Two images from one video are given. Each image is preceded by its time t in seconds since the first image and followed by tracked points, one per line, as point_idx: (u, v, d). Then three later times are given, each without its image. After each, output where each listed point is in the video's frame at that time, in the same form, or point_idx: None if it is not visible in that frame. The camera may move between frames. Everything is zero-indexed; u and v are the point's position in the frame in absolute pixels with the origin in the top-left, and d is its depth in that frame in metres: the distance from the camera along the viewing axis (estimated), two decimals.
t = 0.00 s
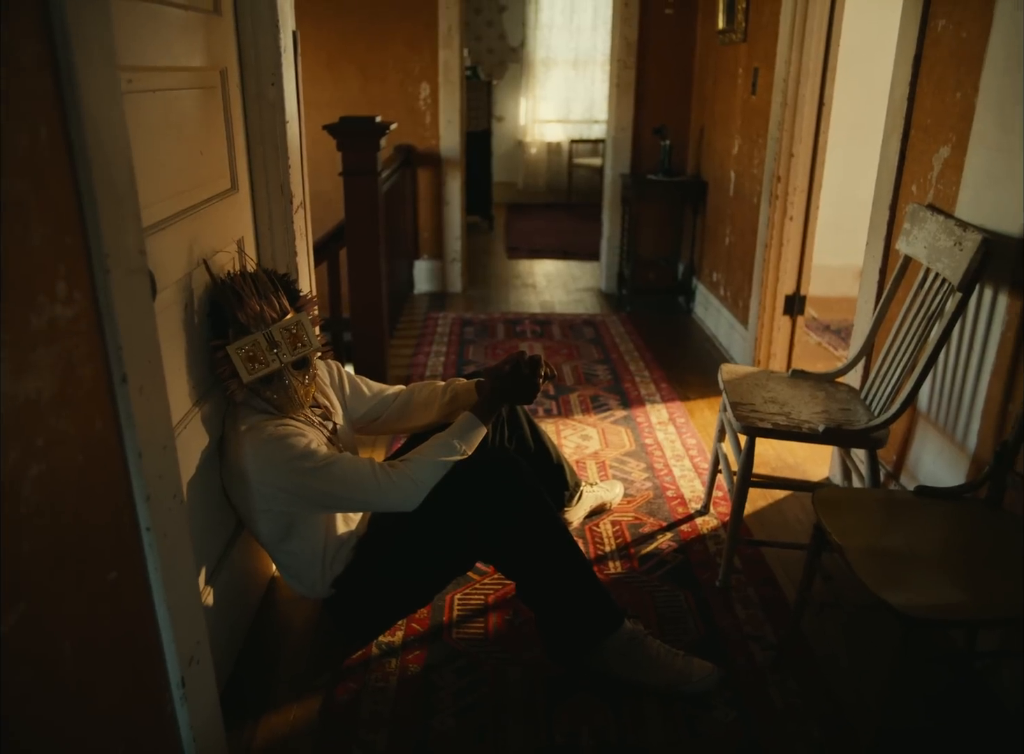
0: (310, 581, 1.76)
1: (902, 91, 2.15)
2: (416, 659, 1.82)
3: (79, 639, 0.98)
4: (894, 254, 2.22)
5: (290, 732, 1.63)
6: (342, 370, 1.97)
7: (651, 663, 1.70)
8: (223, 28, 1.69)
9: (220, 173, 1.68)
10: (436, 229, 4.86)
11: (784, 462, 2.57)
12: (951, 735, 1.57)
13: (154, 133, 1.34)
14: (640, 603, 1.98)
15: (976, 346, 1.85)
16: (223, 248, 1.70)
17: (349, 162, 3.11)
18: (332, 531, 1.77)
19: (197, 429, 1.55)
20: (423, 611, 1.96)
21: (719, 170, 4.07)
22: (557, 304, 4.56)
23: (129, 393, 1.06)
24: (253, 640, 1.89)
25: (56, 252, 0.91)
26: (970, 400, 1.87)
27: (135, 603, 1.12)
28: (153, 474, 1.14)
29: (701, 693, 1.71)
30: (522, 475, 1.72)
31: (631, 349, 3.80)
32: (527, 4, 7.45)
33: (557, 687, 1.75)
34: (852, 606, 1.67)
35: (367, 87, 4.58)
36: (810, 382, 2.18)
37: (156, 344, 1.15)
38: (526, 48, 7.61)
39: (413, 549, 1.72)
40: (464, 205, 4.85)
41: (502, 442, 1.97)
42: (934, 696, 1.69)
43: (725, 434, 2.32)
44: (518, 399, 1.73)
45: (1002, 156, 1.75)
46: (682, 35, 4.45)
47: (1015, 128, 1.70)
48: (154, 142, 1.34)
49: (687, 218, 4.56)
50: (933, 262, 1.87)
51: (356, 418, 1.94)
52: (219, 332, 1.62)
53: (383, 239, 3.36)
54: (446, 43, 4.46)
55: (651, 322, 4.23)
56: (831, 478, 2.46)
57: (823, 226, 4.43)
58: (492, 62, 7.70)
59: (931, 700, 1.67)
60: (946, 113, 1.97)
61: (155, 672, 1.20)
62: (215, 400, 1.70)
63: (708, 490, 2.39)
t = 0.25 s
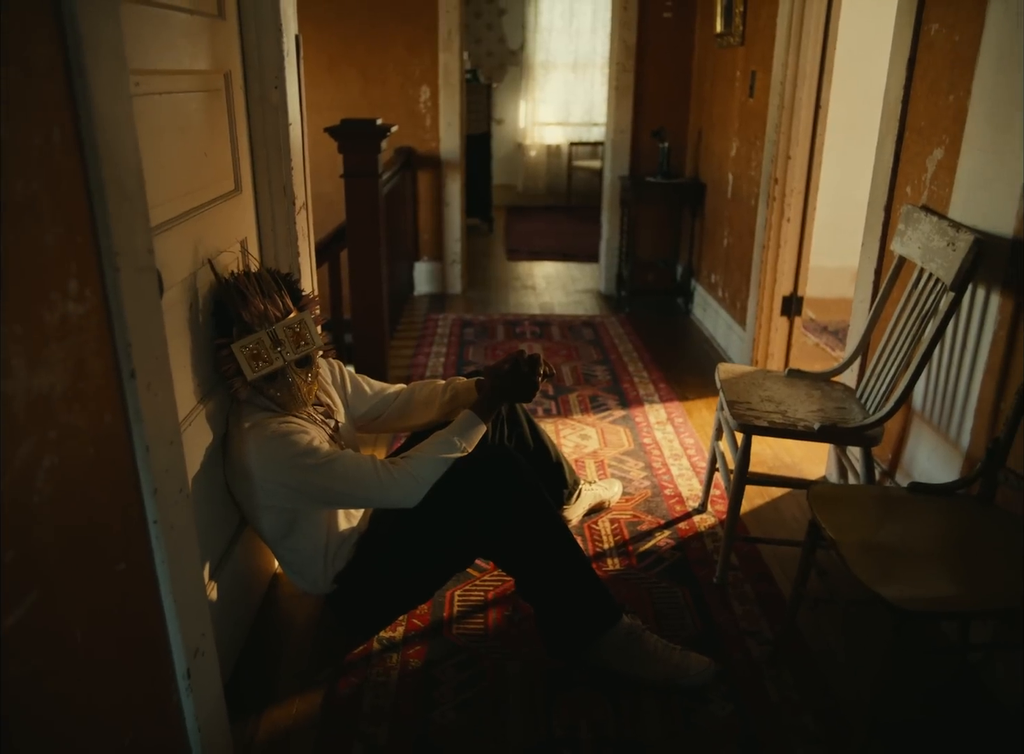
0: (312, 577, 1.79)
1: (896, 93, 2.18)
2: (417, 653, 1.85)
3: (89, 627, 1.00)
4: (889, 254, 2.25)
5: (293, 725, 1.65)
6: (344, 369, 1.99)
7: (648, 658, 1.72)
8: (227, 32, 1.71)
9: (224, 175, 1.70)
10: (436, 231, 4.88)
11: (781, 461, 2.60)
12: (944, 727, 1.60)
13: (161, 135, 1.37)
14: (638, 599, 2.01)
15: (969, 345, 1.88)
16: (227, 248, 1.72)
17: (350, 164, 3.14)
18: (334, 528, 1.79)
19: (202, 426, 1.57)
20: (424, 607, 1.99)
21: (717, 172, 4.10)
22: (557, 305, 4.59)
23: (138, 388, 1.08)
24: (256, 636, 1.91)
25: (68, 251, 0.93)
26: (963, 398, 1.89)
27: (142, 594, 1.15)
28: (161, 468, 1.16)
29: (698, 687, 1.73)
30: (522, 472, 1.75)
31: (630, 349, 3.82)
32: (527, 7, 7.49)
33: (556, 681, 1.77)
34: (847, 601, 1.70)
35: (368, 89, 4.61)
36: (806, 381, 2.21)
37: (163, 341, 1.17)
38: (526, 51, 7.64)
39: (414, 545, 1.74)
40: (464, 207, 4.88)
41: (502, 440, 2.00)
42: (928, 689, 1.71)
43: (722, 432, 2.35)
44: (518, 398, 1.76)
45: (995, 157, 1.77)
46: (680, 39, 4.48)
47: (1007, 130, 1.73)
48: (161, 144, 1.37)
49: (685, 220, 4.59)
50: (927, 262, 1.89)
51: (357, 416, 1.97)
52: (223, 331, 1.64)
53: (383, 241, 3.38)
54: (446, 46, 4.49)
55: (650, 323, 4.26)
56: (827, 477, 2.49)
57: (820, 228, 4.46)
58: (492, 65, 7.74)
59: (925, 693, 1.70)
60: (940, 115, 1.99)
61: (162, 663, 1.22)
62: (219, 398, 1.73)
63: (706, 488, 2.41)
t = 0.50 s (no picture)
0: (314, 573, 1.81)
1: (891, 97, 2.21)
2: (417, 649, 1.87)
3: (99, 616, 1.03)
4: (884, 256, 2.28)
5: (295, 718, 1.68)
6: (346, 369, 2.02)
7: (646, 653, 1.75)
8: (232, 37, 1.74)
9: (229, 177, 1.74)
10: (436, 233, 4.91)
11: (778, 460, 2.63)
12: (936, 720, 1.62)
13: (168, 138, 1.40)
14: (636, 596, 2.03)
15: (962, 344, 1.91)
16: (231, 249, 1.75)
17: (351, 167, 3.17)
18: (336, 524, 1.82)
19: (207, 423, 1.60)
20: (424, 604, 2.01)
21: (715, 175, 4.13)
22: (556, 307, 4.62)
23: (146, 385, 1.11)
24: (259, 632, 1.93)
25: (80, 250, 0.96)
26: (956, 397, 1.92)
27: (150, 586, 1.17)
28: (169, 463, 1.19)
29: (695, 682, 1.76)
30: (522, 470, 1.77)
31: (629, 351, 3.85)
32: (526, 11, 7.53)
33: (555, 676, 1.80)
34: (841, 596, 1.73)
35: (368, 93, 4.65)
36: (802, 381, 2.24)
37: (170, 340, 1.20)
38: (526, 55, 7.68)
39: (415, 542, 1.77)
40: (464, 210, 4.91)
41: (502, 439, 2.03)
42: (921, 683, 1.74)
43: (720, 432, 2.38)
44: (517, 397, 1.79)
45: (987, 159, 1.80)
46: (679, 43, 4.51)
47: (998, 133, 1.76)
48: (167, 146, 1.40)
49: (684, 223, 4.62)
50: (920, 263, 1.92)
51: (359, 415, 2.00)
52: (228, 330, 1.68)
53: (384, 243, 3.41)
54: (446, 50, 4.52)
55: (649, 325, 4.29)
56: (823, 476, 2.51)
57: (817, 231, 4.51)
58: (492, 69, 7.78)
59: (918, 687, 1.72)
60: (933, 119, 2.02)
61: (169, 654, 1.25)
62: (223, 396, 1.75)
63: (703, 487, 2.44)
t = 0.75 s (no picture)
0: (316, 569, 1.84)
1: (885, 100, 2.24)
2: (419, 643, 1.90)
3: (109, 605, 1.06)
4: (879, 257, 2.31)
5: (299, 711, 1.70)
6: (347, 369, 2.05)
7: (644, 647, 1.77)
8: (237, 41, 1.77)
9: (233, 179, 1.77)
10: (437, 236, 4.94)
11: (775, 460, 2.65)
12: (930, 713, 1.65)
13: (175, 140, 1.43)
14: (634, 592, 2.06)
15: (955, 344, 1.93)
16: (236, 250, 1.79)
17: (353, 170, 3.20)
18: (339, 521, 1.85)
19: (212, 421, 1.63)
20: (425, 600, 2.04)
21: (713, 178, 4.16)
22: (556, 309, 4.65)
23: (155, 380, 1.14)
24: (261, 627, 1.96)
25: (93, 249, 0.99)
26: (950, 395, 1.94)
27: (158, 577, 1.20)
28: (177, 458, 1.22)
29: (693, 676, 1.78)
30: (522, 469, 1.80)
31: (628, 353, 3.88)
32: (526, 15, 7.57)
33: (555, 670, 1.82)
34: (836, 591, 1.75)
35: (370, 96, 4.68)
36: (798, 380, 2.27)
37: (178, 337, 1.23)
38: (526, 59, 7.72)
39: (417, 538, 1.79)
40: (464, 212, 4.94)
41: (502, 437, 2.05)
42: (915, 677, 1.76)
43: (717, 431, 2.40)
44: (517, 395, 1.82)
45: (978, 162, 1.83)
46: (677, 47, 4.55)
47: (990, 135, 1.79)
48: (175, 149, 1.43)
49: (683, 225, 4.65)
50: (914, 264, 1.95)
51: (361, 414, 2.02)
52: (233, 329, 1.71)
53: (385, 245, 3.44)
54: (447, 54, 4.56)
55: (648, 327, 4.32)
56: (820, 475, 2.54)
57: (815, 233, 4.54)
58: (492, 72, 7.82)
59: (912, 681, 1.75)
60: (927, 121, 2.05)
61: (176, 644, 1.28)
62: (227, 394, 1.78)
63: (701, 486, 2.47)
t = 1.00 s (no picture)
0: (319, 567, 1.87)
1: (879, 105, 2.28)
2: (420, 640, 1.93)
3: (120, 596, 1.08)
4: (874, 259, 2.34)
5: (302, 706, 1.73)
6: (350, 369, 2.08)
7: (642, 643, 1.80)
8: (242, 47, 1.81)
9: (238, 183, 1.80)
10: (437, 240, 4.98)
11: (772, 460, 2.68)
12: (923, 708, 1.68)
13: (182, 145, 1.46)
14: (632, 590, 2.09)
15: (948, 345, 1.96)
16: (240, 252, 1.82)
17: (355, 174, 3.24)
18: (341, 519, 1.87)
19: (217, 419, 1.66)
20: (426, 597, 2.07)
21: (712, 182, 4.20)
22: (556, 312, 4.68)
23: (164, 378, 1.17)
24: (265, 624, 1.99)
25: (105, 250, 1.02)
26: (943, 395, 1.97)
27: (166, 570, 1.23)
28: (185, 454, 1.25)
29: (690, 672, 1.81)
30: (522, 468, 1.82)
31: (628, 355, 3.91)
32: (526, 21, 7.62)
33: (555, 666, 1.85)
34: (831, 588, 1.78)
35: (371, 101, 4.72)
36: (795, 381, 2.30)
37: (186, 336, 1.26)
38: (526, 64, 7.77)
39: (419, 536, 1.82)
40: (465, 216, 4.98)
41: (502, 437, 2.08)
42: (909, 672, 1.79)
43: (715, 431, 2.43)
44: (516, 395, 1.85)
45: (971, 166, 1.86)
46: (676, 52, 4.59)
47: (982, 140, 1.82)
48: (182, 153, 1.46)
49: (682, 229, 4.69)
50: (908, 266, 1.98)
51: (363, 414, 2.05)
52: (238, 330, 1.74)
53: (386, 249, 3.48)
54: (448, 59, 4.60)
55: (647, 330, 4.35)
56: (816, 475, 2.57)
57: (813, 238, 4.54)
58: (493, 78, 7.86)
59: (906, 676, 1.78)
60: (920, 126, 2.09)
61: (183, 637, 1.31)
62: (232, 393, 1.81)
63: (699, 486, 2.50)
